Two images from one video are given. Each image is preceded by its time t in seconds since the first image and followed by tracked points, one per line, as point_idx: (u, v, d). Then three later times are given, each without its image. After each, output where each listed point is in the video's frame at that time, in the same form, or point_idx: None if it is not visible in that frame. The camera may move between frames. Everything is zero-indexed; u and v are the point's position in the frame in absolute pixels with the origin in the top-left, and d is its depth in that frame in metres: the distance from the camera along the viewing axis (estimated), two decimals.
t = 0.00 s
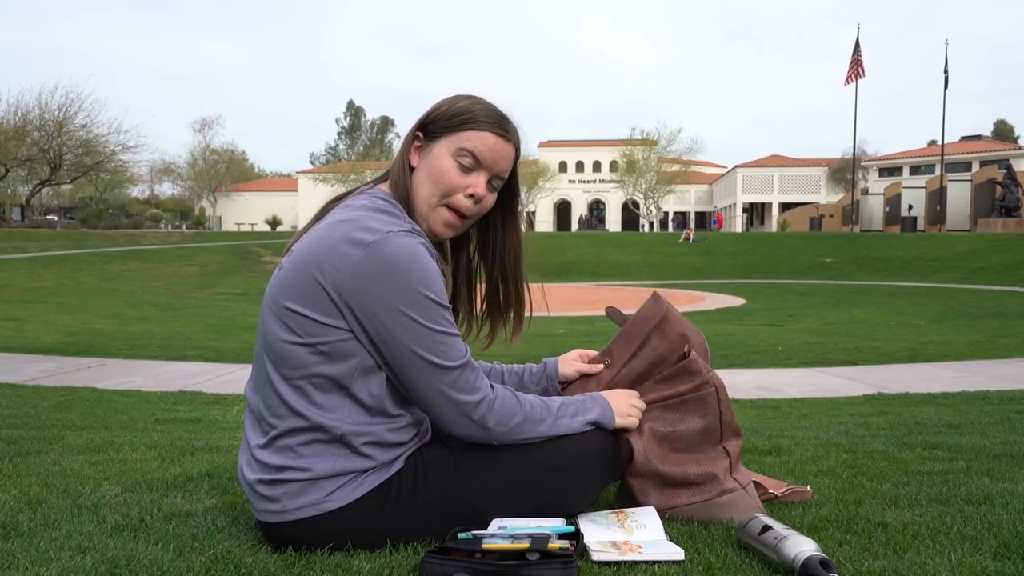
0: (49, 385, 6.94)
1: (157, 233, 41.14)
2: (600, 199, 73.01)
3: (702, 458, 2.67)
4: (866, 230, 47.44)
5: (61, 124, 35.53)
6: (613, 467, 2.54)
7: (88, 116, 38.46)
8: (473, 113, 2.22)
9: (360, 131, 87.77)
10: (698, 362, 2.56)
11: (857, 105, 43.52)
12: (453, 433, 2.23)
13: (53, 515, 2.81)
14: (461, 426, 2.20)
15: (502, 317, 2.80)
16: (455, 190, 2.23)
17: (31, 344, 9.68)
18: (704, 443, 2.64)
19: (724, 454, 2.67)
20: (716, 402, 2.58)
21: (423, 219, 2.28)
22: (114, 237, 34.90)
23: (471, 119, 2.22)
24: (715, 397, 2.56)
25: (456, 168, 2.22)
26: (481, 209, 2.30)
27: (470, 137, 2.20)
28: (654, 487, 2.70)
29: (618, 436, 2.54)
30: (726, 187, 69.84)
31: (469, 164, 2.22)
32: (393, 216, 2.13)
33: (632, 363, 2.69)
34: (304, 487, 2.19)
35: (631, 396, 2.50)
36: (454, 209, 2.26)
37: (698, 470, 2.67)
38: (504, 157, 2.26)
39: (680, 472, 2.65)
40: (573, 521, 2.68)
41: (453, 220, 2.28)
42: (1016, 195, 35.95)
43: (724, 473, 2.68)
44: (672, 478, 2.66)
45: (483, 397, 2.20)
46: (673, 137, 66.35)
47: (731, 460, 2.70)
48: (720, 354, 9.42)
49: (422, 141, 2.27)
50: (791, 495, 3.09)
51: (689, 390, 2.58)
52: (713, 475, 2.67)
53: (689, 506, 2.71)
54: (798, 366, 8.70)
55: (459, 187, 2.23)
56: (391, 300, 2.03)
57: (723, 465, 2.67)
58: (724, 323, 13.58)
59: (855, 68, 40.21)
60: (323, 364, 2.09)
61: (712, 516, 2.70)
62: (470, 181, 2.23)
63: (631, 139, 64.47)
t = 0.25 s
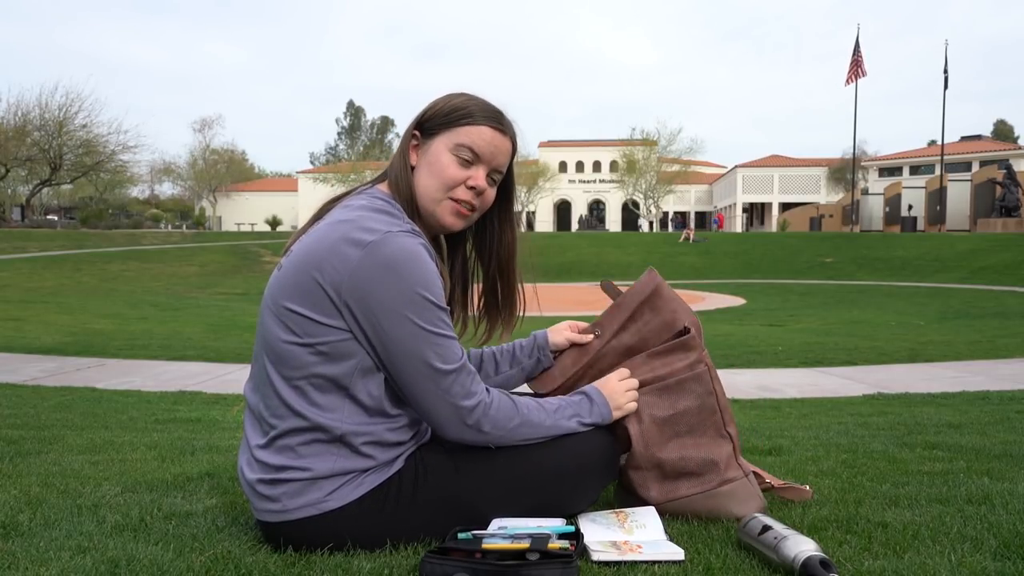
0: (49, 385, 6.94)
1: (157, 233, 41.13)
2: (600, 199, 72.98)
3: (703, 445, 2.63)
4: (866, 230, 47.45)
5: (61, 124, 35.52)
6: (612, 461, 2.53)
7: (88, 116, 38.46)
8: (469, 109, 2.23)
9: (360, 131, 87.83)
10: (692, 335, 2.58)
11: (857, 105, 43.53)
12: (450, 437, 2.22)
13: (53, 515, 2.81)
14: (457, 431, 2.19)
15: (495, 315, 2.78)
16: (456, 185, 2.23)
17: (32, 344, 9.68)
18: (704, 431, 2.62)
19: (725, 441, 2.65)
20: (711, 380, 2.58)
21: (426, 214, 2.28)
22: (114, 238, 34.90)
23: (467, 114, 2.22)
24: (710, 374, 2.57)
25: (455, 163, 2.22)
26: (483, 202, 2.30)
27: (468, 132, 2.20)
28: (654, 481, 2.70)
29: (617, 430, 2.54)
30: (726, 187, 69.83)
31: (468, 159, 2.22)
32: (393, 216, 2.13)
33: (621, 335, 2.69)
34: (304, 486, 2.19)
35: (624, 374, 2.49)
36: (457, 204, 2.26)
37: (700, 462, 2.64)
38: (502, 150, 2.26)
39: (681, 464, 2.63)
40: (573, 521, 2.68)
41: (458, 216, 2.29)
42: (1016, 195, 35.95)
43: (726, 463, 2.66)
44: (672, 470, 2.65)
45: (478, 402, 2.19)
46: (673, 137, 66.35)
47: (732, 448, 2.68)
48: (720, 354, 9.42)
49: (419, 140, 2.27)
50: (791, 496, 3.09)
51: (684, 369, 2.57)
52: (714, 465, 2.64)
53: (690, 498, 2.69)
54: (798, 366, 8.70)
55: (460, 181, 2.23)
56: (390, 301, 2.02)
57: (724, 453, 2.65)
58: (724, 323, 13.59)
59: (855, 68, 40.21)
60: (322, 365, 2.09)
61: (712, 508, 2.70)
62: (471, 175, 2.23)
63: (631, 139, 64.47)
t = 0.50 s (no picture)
0: (49, 385, 6.94)
1: (157, 233, 41.12)
2: (600, 199, 72.98)
3: (700, 435, 2.64)
4: (866, 230, 47.43)
5: (61, 124, 35.52)
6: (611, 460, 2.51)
7: (88, 116, 38.47)
8: (467, 109, 2.22)
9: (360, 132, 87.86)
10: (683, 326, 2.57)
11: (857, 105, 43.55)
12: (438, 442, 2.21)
13: (53, 515, 2.81)
14: (444, 435, 2.18)
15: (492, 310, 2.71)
16: (450, 185, 2.23)
17: (32, 344, 9.68)
18: (698, 419, 2.63)
19: (721, 427, 2.68)
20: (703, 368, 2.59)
21: (421, 216, 2.28)
22: (114, 237, 34.89)
23: (464, 115, 2.21)
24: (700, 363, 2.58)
25: (451, 165, 2.22)
26: (479, 203, 2.30)
27: (464, 132, 2.20)
28: (657, 477, 2.68)
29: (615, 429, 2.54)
30: (726, 187, 69.81)
31: (463, 160, 2.22)
32: (391, 215, 2.13)
33: (607, 313, 2.63)
34: (304, 486, 2.19)
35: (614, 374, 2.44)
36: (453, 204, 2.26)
37: (698, 453, 2.65)
38: (499, 151, 2.26)
39: (681, 456, 2.63)
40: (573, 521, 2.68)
41: (453, 215, 2.28)
42: (1016, 195, 35.95)
43: (724, 449, 2.69)
44: (674, 463, 2.65)
45: (465, 409, 2.17)
46: (673, 138, 66.34)
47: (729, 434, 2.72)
48: (720, 354, 9.42)
49: (417, 138, 2.26)
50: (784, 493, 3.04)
51: (677, 361, 2.56)
52: (714, 453, 2.67)
53: (693, 489, 2.70)
54: (798, 366, 8.70)
55: (456, 181, 2.23)
56: (385, 299, 2.01)
57: (720, 440, 2.68)
58: (724, 322, 13.59)
59: (855, 68, 40.22)
60: (321, 363, 2.09)
61: (715, 495, 2.73)
62: (466, 176, 2.23)
63: (631, 139, 64.47)
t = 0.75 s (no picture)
0: (49, 385, 6.94)
1: (157, 233, 41.10)
2: (600, 199, 72.98)
3: (693, 428, 2.64)
4: (866, 230, 47.43)
5: (61, 124, 35.52)
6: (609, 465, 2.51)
7: (88, 116, 38.47)
8: (469, 111, 2.22)
9: (360, 132, 87.86)
10: (670, 323, 2.54)
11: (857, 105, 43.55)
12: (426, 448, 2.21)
13: (53, 515, 2.81)
14: (431, 441, 2.17)
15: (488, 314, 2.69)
16: (449, 188, 2.22)
17: (31, 344, 9.68)
18: (689, 413, 2.62)
19: (713, 416, 2.67)
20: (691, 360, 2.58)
21: (419, 216, 2.27)
22: (114, 237, 34.88)
23: (465, 118, 2.21)
24: (689, 357, 2.57)
25: (451, 167, 2.22)
26: (479, 207, 2.29)
27: (465, 135, 2.19)
28: (654, 475, 2.68)
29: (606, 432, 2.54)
30: (726, 187, 69.80)
31: (463, 163, 2.22)
32: (388, 216, 2.12)
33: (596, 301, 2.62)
34: (303, 485, 2.19)
35: (598, 378, 2.42)
36: (451, 207, 2.25)
37: (692, 446, 2.65)
38: (500, 155, 2.25)
39: (675, 451, 2.64)
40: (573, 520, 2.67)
41: (451, 218, 2.27)
42: (1016, 195, 35.96)
43: (717, 439, 2.69)
44: (668, 460, 2.65)
45: (452, 415, 2.16)
46: (673, 138, 66.33)
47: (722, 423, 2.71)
48: (720, 354, 9.42)
49: (418, 140, 2.27)
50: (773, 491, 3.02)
51: (666, 358, 2.55)
52: (709, 444, 2.67)
53: (691, 483, 2.70)
54: (798, 366, 8.70)
55: (455, 185, 2.22)
56: (378, 301, 2.00)
57: (712, 429, 2.67)
58: (724, 322, 13.59)
59: (855, 68, 40.25)
60: (316, 364, 2.09)
61: (714, 487, 2.73)
62: (465, 179, 2.23)
63: (631, 139, 64.46)
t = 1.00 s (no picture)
0: (49, 385, 6.94)
1: (157, 233, 41.09)
2: (600, 199, 72.96)
3: (690, 425, 2.63)
4: (866, 230, 47.43)
5: (61, 124, 35.53)
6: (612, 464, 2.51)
7: (88, 116, 38.46)
8: (470, 110, 2.21)
9: (360, 132, 87.86)
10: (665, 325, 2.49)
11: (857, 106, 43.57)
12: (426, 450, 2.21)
13: (53, 515, 2.80)
14: (429, 444, 2.17)
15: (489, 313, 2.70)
16: (452, 188, 2.23)
17: (31, 344, 9.67)
18: (685, 410, 2.62)
19: (710, 412, 2.67)
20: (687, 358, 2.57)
21: (421, 216, 2.27)
22: (114, 238, 34.87)
23: (467, 117, 2.21)
24: (685, 355, 2.56)
25: (454, 167, 2.21)
26: (481, 206, 2.30)
27: (466, 135, 2.19)
28: (651, 473, 2.68)
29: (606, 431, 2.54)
30: (726, 187, 69.77)
31: (465, 163, 2.22)
32: (389, 216, 2.12)
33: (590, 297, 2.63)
34: (304, 486, 2.18)
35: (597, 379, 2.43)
36: (453, 207, 2.26)
37: (688, 443, 2.65)
38: (501, 154, 2.25)
39: (671, 449, 2.64)
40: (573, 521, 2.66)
41: (453, 218, 2.28)
42: (1016, 195, 35.95)
43: (714, 435, 2.69)
44: (665, 458, 2.65)
45: (450, 418, 2.16)
46: (673, 138, 66.32)
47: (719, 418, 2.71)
48: (720, 354, 9.42)
49: (419, 139, 2.26)
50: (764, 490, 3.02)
51: (662, 357, 2.54)
52: (706, 440, 2.66)
53: (690, 480, 2.70)
54: (798, 366, 8.70)
55: (457, 185, 2.22)
56: (378, 302, 2.00)
57: (709, 424, 2.67)
58: (724, 322, 13.59)
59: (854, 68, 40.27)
60: (317, 365, 2.09)
61: (711, 482, 2.73)
62: (469, 179, 2.23)
63: (631, 139, 64.44)
